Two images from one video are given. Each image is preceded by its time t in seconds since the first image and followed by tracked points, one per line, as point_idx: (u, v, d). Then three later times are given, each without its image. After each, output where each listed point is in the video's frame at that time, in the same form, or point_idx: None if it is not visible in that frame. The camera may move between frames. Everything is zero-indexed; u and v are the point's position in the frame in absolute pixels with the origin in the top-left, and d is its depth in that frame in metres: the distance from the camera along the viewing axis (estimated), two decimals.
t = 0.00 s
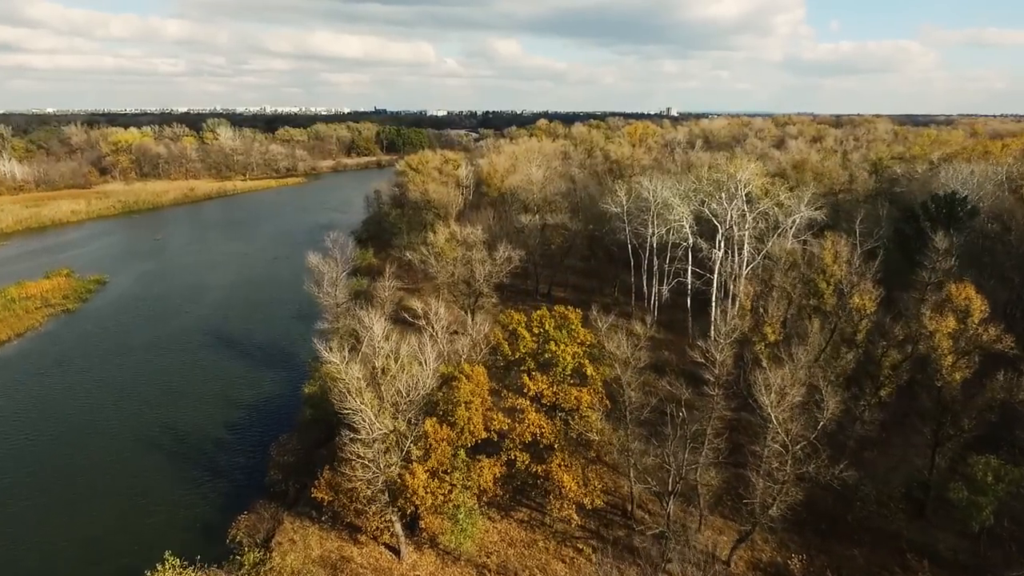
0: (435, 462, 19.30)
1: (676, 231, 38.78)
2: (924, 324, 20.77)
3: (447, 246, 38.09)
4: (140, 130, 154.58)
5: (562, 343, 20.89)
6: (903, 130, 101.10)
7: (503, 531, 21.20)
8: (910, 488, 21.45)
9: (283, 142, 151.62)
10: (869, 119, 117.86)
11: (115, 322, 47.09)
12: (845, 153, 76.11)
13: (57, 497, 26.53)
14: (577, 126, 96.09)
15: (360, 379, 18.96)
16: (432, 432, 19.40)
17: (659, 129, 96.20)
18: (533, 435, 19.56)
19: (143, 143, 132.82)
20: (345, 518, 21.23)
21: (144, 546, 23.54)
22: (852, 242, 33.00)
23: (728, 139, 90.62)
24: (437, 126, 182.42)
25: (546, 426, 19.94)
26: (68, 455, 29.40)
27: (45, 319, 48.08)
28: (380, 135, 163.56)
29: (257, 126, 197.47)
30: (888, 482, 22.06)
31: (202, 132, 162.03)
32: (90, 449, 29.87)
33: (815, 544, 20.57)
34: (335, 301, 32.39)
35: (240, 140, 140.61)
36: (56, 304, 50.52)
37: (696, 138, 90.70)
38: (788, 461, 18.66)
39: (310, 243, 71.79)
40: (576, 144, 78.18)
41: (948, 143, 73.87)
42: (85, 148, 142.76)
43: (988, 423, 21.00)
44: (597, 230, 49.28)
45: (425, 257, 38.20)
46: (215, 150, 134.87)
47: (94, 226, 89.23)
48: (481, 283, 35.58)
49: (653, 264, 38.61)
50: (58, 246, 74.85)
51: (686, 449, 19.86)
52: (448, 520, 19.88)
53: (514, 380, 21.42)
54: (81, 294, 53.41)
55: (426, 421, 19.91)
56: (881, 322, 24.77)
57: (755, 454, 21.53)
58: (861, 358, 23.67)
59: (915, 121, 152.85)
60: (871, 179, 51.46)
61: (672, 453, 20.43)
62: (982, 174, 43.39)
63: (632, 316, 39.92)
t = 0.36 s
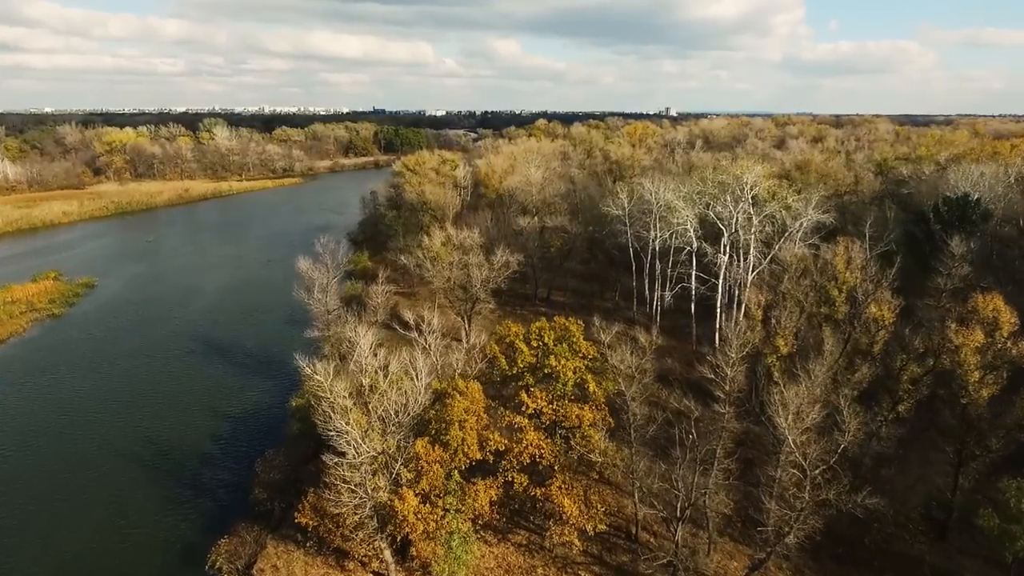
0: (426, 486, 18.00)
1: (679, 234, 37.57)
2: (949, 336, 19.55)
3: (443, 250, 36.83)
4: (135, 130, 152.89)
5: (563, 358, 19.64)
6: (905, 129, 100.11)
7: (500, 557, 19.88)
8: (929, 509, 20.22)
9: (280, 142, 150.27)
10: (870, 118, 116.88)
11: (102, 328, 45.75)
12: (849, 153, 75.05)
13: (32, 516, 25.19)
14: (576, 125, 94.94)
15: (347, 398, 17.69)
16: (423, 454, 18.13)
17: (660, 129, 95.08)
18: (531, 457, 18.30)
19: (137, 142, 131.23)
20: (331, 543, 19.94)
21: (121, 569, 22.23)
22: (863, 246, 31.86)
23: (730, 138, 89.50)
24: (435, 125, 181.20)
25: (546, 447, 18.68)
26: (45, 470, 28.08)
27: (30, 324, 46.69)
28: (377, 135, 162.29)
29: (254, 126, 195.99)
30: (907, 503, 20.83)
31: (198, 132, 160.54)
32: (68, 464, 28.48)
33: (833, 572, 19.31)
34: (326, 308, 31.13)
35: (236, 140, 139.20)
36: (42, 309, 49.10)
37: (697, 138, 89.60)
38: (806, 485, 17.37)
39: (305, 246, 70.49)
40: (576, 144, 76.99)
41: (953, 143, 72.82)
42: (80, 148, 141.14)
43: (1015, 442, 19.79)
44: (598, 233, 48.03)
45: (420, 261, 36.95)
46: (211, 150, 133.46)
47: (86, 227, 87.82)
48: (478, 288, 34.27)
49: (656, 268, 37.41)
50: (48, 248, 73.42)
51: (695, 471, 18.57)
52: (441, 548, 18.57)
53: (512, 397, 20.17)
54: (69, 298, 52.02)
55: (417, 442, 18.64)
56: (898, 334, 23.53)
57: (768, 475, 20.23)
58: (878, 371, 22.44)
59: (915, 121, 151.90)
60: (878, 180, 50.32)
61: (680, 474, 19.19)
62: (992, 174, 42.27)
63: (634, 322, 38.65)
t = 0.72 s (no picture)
0: (417, 516, 16.61)
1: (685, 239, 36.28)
2: (981, 352, 18.20)
3: (440, 254, 35.50)
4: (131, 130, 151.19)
5: (565, 376, 18.38)
6: (909, 129, 98.99)
7: None
8: (952, 532, 19.04)
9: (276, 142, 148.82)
10: (872, 118, 115.79)
11: (87, 334, 44.32)
12: (853, 153, 73.89)
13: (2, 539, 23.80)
14: (575, 125, 93.66)
15: (332, 421, 16.39)
16: (415, 479, 16.82)
17: (660, 129, 93.81)
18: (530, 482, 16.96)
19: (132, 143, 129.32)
20: (313, 574, 18.43)
21: None
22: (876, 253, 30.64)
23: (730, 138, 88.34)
24: (433, 125, 179.85)
25: (546, 472, 17.31)
26: (19, 488, 26.69)
27: (13, 331, 45.19)
28: (375, 135, 160.90)
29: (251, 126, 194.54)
30: (929, 525, 19.59)
31: (194, 132, 158.92)
32: (43, 482, 27.08)
33: None
34: (317, 317, 29.79)
35: (232, 140, 137.67)
36: (26, 315, 47.62)
37: (697, 138, 88.39)
38: (833, 514, 15.93)
39: (299, 248, 69.12)
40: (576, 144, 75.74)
41: (959, 144, 71.66)
42: (74, 148, 139.45)
43: None
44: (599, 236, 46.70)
45: (417, 266, 35.59)
46: (206, 151, 131.92)
47: (78, 229, 86.33)
48: (475, 295, 32.95)
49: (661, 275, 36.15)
50: (37, 250, 71.92)
51: (708, 497, 17.15)
52: None
53: (511, 416, 18.89)
54: (55, 303, 50.58)
55: (408, 466, 17.31)
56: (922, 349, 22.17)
57: (783, 499, 18.94)
58: (900, 387, 21.18)
59: (915, 121, 150.97)
60: (885, 182, 49.13)
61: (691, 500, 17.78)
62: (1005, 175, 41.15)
63: (636, 328, 37.32)
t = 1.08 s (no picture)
0: (408, 546, 15.24)
1: (689, 243, 35.14)
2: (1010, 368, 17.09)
3: (437, 258, 34.35)
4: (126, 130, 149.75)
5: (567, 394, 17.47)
6: (911, 129, 98.03)
7: None
8: (977, 556, 17.79)
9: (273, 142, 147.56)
10: (872, 117, 114.85)
11: (74, 341, 43.19)
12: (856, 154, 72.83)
13: None
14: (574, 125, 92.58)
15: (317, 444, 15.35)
16: (406, 506, 15.62)
17: (660, 129, 92.74)
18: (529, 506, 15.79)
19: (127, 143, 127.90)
20: None
21: None
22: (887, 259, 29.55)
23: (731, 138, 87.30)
24: (432, 125, 178.71)
25: (547, 496, 16.02)
26: None
27: None
28: (373, 135, 159.81)
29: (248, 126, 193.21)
30: (952, 548, 18.44)
31: (190, 133, 157.52)
32: (19, 498, 25.93)
33: None
34: (308, 324, 28.58)
35: (228, 140, 136.40)
36: (12, 320, 46.42)
37: (698, 138, 87.31)
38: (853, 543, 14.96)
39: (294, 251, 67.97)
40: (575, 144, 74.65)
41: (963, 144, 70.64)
42: (68, 148, 138.05)
43: None
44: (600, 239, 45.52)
45: (412, 270, 34.41)
46: (202, 151, 130.60)
47: (70, 231, 85.11)
48: (472, 301, 31.82)
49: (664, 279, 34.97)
50: (28, 253, 70.69)
51: (723, 523, 15.91)
52: None
53: (511, 439, 17.92)
54: (42, 307, 49.39)
55: (399, 492, 16.16)
56: (941, 363, 21.06)
57: (799, 525, 17.71)
58: (921, 403, 19.95)
59: (915, 121, 150.18)
60: (892, 183, 48.02)
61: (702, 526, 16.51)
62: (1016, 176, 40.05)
63: (639, 334, 36.09)
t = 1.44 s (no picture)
0: None
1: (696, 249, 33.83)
2: None
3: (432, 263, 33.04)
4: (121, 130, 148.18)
5: (569, 416, 16.36)
6: (913, 129, 96.84)
7: None
8: None
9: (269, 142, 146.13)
10: (874, 117, 113.66)
11: (60, 347, 41.90)
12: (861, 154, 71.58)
13: None
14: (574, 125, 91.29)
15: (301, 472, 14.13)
16: (396, 540, 14.32)
17: (660, 129, 91.50)
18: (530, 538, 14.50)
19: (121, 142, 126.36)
20: None
21: None
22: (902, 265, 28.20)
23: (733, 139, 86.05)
24: (430, 125, 177.42)
25: (549, 527, 14.68)
26: None
27: None
28: (370, 135, 158.35)
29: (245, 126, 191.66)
30: None
31: (186, 132, 155.98)
32: None
33: None
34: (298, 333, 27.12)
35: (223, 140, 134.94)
36: None
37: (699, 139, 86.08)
38: None
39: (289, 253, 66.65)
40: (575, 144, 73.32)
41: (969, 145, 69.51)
42: (62, 148, 136.48)
43: None
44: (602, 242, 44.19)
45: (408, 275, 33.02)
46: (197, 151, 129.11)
47: (61, 232, 83.69)
48: (470, 308, 30.55)
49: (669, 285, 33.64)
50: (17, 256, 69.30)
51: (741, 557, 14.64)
52: None
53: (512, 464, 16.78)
54: (29, 312, 48.04)
55: (388, 524, 14.85)
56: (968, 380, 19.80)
57: (821, 556, 16.42)
58: (947, 423, 18.67)
59: (915, 121, 149.15)
60: (901, 185, 46.70)
61: (716, 559, 15.27)
62: None
63: (642, 340, 34.80)
